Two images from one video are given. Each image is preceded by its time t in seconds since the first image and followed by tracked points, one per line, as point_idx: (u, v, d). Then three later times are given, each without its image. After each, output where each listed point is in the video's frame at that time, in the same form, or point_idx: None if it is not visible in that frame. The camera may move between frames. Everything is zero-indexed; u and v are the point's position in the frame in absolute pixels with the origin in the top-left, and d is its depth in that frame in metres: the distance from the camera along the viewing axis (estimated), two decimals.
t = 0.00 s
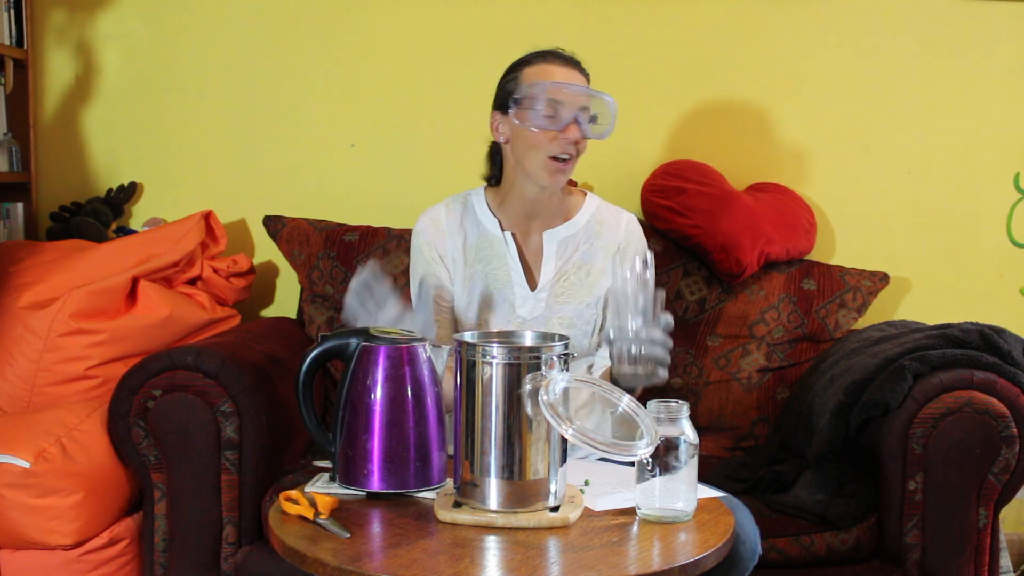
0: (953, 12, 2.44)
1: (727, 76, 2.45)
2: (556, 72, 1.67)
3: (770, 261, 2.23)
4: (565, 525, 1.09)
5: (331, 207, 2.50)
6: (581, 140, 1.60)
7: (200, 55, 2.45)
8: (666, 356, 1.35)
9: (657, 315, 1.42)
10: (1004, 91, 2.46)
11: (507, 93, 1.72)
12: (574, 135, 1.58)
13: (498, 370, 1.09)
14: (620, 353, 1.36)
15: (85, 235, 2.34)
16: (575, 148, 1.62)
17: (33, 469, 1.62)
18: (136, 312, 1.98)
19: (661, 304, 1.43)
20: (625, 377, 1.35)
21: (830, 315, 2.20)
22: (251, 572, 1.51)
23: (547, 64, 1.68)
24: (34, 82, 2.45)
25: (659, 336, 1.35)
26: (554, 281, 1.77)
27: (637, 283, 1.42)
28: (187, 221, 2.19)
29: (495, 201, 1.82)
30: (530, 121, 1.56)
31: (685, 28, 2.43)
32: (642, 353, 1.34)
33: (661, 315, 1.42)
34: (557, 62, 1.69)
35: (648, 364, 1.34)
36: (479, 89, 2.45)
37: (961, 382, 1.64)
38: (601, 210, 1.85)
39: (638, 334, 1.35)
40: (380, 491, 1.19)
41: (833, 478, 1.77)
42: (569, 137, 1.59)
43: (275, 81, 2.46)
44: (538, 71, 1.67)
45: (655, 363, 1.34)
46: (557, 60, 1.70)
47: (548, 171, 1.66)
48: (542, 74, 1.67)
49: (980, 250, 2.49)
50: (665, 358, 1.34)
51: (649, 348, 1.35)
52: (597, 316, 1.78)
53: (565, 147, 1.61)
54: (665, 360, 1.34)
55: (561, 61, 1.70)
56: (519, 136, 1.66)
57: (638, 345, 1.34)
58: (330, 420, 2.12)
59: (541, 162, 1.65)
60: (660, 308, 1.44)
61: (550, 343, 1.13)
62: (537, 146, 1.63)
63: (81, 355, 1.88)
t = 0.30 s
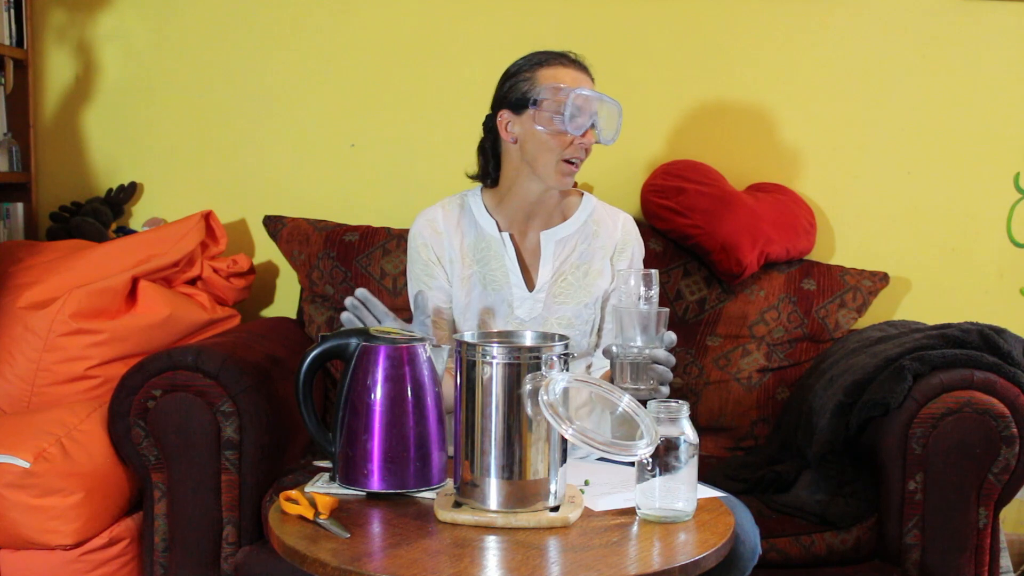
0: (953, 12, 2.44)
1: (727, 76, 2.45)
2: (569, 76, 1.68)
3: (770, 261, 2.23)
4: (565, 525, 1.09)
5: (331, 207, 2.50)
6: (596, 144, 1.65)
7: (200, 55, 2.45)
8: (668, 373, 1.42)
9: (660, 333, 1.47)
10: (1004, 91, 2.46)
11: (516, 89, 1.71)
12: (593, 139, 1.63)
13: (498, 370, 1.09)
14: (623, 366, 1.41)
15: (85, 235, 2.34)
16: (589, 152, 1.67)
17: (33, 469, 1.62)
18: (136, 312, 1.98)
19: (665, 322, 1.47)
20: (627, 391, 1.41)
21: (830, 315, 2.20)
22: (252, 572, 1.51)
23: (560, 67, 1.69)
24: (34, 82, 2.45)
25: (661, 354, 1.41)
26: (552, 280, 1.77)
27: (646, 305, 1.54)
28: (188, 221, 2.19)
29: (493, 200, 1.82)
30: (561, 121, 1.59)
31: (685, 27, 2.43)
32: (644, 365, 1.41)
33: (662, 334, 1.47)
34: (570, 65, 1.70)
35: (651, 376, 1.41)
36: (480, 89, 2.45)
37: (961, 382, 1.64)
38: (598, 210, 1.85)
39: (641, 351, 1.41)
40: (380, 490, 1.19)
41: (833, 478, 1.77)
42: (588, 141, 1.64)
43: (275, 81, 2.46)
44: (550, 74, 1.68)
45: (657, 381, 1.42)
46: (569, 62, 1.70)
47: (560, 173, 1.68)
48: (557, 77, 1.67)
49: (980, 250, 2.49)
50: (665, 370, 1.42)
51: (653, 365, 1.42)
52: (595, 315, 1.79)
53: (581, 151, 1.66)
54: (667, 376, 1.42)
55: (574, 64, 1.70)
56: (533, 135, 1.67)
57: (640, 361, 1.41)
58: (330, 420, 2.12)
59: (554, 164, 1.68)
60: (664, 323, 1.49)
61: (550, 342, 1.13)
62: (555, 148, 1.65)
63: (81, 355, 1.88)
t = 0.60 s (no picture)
0: (953, 11, 2.44)
1: (727, 76, 2.45)
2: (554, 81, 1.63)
3: (770, 261, 2.23)
4: (565, 525, 1.09)
5: (331, 207, 2.50)
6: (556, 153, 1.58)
7: (201, 55, 2.45)
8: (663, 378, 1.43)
9: (655, 338, 1.47)
10: (1004, 90, 2.46)
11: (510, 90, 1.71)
12: (548, 146, 1.57)
13: (498, 370, 1.09)
14: (618, 369, 1.40)
15: (85, 235, 2.34)
16: (552, 160, 1.61)
17: (33, 469, 1.62)
18: (136, 312, 1.98)
19: (660, 326, 1.47)
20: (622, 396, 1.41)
21: (830, 315, 2.20)
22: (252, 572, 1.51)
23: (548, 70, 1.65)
24: (34, 81, 2.45)
25: (657, 358, 1.43)
26: (552, 282, 1.77)
27: (642, 309, 1.54)
28: (188, 221, 2.19)
29: (493, 200, 1.81)
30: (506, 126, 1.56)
31: (685, 27, 2.43)
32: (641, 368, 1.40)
33: (659, 337, 1.48)
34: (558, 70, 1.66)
35: (646, 380, 1.41)
36: (480, 89, 2.45)
37: (961, 381, 1.64)
38: (599, 212, 1.85)
39: (637, 354, 1.41)
40: (380, 490, 1.19)
41: (833, 478, 1.77)
42: (544, 148, 1.58)
43: (275, 81, 2.46)
44: (536, 77, 1.64)
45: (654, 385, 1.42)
46: (561, 66, 1.66)
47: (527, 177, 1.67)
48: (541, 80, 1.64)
49: (980, 250, 2.49)
50: (662, 375, 1.42)
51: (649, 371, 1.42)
52: (594, 319, 1.79)
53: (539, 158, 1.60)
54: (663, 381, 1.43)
55: (565, 69, 1.66)
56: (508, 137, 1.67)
57: (636, 365, 1.40)
58: (330, 420, 2.13)
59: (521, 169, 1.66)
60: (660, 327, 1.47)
61: (550, 343, 1.13)
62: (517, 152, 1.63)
63: (81, 355, 1.88)
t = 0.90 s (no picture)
0: (954, 11, 2.44)
1: (727, 75, 2.45)
2: (544, 83, 1.62)
3: (770, 261, 2.23)
4: (565, 525, 1.09)
5: (331, 207, 2.50)
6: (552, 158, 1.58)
7: (201, 54, 2.45)
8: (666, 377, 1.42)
9: (658, 337, 1.46)
10: (1004, 90, 2.46)
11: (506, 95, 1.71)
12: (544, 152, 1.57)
13: (498, 370, 1.09)
14: (622, 370, 1.40)
15: (85, 235, 2.34)
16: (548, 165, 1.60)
17: (33, 469, 1.62)
18: (136, 312, 1.98)
19: (665, 326, 1.46)
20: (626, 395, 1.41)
21: (830, 315, 2.20)
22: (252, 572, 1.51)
23: (539, 73, 1.64)
24: (34, 81, 2.45)
25: (662, 358, 1.42)
26: (552, 282, 1.77)
27: (646, 310, 1.54)
28: (188, 221, 2.19)
29: (493, 200, 1.81)
30: (502, 132, 1.57)
31: (685, 27, 2.43)
32: (643, 369, 1.40)
33: (662, 336, 1.47)
34: (550, 72, 1.65)
35: (650, 379, 1.41)
36: (480, 89, 2.45)
37: (961, 381, 1.64)
38: (600, 212, 1.85)
39: (641, 354, 1.41)
40: (380, 490, 1.19)
41: (833, 478, 1.77)
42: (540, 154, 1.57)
43: (275, 80, 2.46)
44: (528, 81, 1.64)
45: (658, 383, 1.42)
46: (554, 68, 1.65)
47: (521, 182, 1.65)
48: (532, 84, 1.63)
49: (980, 250, 2.49)
50: (665, 374, 1.42)
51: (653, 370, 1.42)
52: (594, 319, 1.79)
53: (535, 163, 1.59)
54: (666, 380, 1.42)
55: (557, 70, 1.65)
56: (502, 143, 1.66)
57: (641, 365, 1.41)
58: (330, 420, 2.12)
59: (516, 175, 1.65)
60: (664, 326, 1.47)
61: (550, 343, 1.13)
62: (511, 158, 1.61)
63: (81, 355, 1.88)
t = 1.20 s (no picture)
0: (954, 11, 2.44)
1: (727, 75, 2.45)
2: (539, 81, 1.63)
3: (770, 261, 2.23)
4: (565, 525, 1.09)
5: (331, 207, 2.50)
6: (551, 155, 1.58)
7: (201, 54, 2.45)
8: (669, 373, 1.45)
9: (662, 335, 1.48)
10: (1005, 90, 2.46)
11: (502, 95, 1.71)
12: (543, 150, 1.57)
13: (498, 370, 1.09)
14: (625, 367, 1.40)
15: (85, 235, 2.34)
16: (547, 162, 1.60)
17: (33, 469, 1.62)
18: (136, 312, 1.98)
19: (667, 323, 1.48)
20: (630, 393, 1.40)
21: (830, 315, 2.20)
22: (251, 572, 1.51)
23: (533, 72, 1.64)
24: (34, 81, 2.45)
25: (666, 356, 1.44)
26: (552, 282, 1.77)
27: (648, 306, 1.54)
28: (188, 221, 2.19)
29: (493, 201, 1.81)
30: (500, 132, 1.57)
31: (685, 27, 2.43)
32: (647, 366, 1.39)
33: (665, 334, 1.48)
34: (544, 70, 1.65)
35: (654, 377, 1.42)
36: (479, 89, 2.45)
37: (961, 381, 1.64)
38: (600, 211, 1.85)
39: (645, 352, 1.40)
40: (380, 491, 1.19)
41: (833, 478, 1.77)
42: (539, 153, 1.57)
43: (275, 80, 2.46)
44: (523, 80, 1.64)
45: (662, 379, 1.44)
46: (548, 66, 1.65)
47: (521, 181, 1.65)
48: (526, 82, 1.63)
49: (979, 250, 2.49)
50: (669, 372, 1.44)
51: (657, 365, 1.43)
52: (595, 319, 1.79)
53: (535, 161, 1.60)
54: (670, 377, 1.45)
55: (551, 68, 1.65)
56: (500, 144, 1.66)
57: (643, 362, 1.40)
58: (330, 420, 2.13)
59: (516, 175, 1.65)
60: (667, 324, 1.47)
61: (550, 343, 1.13)
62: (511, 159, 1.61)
63: (81, 355, 1.88)
